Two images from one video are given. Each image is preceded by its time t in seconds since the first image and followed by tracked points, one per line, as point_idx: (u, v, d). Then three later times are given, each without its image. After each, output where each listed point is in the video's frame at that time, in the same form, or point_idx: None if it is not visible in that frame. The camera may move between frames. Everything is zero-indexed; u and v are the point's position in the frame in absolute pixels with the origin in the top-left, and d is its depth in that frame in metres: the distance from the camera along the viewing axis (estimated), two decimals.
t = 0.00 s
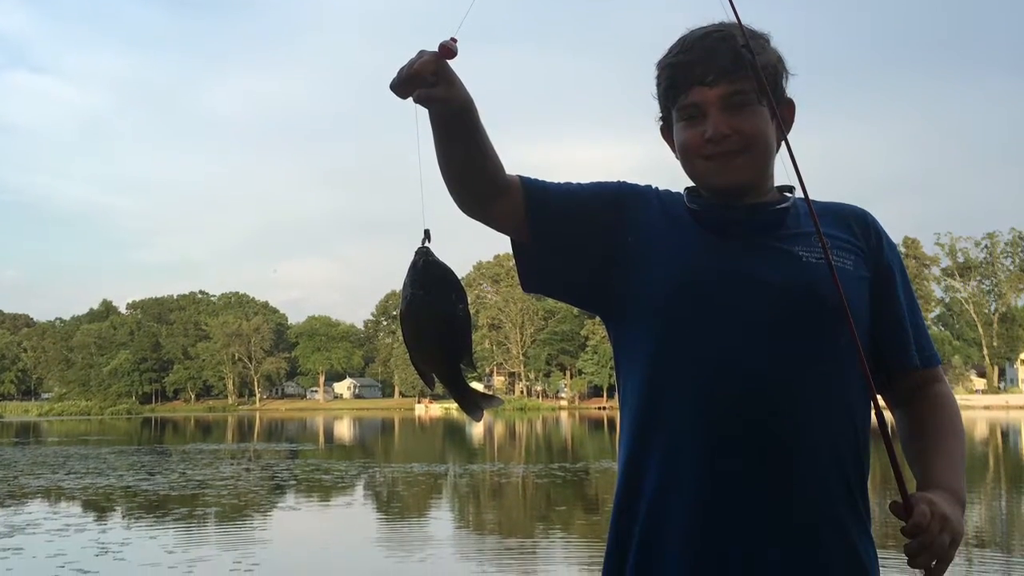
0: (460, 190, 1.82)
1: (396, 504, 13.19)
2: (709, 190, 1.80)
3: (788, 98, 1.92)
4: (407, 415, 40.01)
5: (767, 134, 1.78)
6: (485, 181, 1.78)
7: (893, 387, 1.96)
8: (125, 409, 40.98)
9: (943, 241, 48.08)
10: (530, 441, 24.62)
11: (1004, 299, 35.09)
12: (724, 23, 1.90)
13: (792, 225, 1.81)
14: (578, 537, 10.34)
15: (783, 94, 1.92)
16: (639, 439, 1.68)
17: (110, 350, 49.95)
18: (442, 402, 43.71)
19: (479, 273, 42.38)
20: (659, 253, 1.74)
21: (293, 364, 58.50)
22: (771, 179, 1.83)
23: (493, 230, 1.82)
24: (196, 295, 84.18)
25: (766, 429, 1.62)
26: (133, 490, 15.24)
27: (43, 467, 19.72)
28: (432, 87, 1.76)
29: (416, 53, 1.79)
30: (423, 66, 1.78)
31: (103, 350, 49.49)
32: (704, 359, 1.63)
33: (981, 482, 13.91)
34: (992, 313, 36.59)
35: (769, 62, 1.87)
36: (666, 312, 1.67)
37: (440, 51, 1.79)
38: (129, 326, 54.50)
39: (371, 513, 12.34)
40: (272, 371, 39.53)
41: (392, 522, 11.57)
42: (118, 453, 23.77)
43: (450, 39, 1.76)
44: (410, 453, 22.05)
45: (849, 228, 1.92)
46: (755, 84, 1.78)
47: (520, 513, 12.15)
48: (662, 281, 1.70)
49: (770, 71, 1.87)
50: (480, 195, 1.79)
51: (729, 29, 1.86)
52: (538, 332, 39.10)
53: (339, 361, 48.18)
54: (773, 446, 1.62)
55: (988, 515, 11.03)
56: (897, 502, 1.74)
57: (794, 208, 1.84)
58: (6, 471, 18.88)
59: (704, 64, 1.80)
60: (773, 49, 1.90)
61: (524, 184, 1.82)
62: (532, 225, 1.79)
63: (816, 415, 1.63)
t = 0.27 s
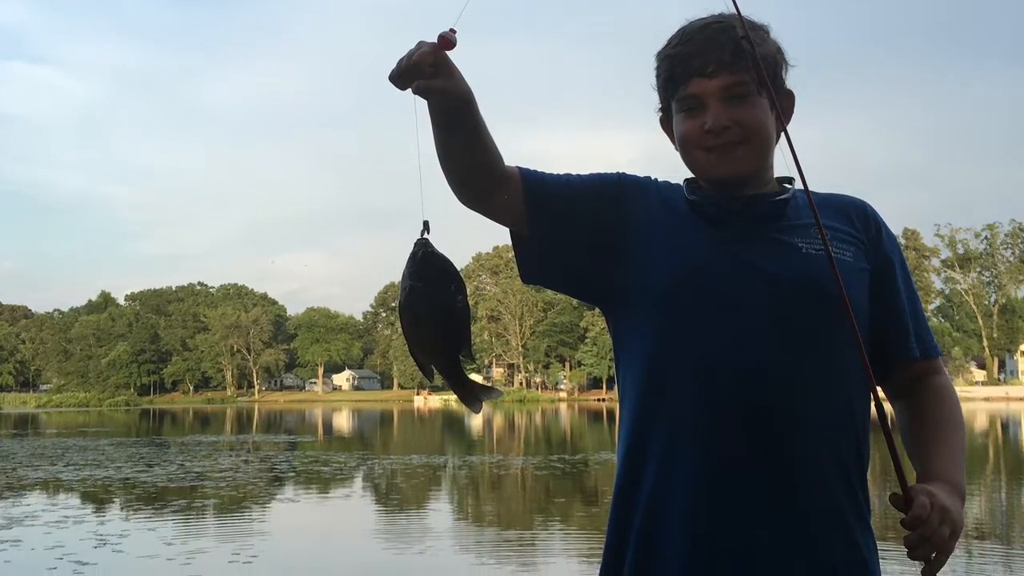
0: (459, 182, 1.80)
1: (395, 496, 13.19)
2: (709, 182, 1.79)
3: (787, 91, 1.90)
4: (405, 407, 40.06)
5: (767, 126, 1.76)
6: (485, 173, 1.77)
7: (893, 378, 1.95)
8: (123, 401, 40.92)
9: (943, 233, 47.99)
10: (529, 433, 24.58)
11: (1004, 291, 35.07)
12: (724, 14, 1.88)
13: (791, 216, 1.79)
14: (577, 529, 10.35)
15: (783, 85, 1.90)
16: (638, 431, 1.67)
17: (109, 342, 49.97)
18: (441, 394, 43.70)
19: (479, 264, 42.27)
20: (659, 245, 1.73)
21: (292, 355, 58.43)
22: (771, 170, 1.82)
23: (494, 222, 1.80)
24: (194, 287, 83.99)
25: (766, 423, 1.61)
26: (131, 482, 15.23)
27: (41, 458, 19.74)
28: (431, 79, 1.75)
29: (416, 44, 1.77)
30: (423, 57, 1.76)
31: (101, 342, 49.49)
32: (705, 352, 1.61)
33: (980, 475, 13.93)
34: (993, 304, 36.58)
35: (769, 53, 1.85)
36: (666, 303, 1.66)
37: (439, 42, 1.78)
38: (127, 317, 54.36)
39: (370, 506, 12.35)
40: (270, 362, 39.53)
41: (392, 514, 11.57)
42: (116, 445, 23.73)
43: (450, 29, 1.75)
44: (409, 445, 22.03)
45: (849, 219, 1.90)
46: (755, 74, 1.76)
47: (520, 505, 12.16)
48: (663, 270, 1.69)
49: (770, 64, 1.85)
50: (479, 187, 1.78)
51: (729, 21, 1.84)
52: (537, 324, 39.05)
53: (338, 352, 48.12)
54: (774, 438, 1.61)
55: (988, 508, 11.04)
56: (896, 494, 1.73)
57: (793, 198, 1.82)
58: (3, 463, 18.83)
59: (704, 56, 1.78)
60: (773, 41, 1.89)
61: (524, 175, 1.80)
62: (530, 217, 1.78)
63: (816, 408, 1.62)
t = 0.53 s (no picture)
0: (458, 172, 1.79)
1: (394, 487, 13.20)
2: (708, 173, 1.77)
3: (787, 82, 1.89)
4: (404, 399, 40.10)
5: (766, 117, 1.74)
6: (483, 164, 1.76)
7: (893, 369, 1.94)
8: (121, 393, 40.89)
9: (943, 225, 47.94)
10: (528, 424, 24.58)
11: (1004, 282, 35.08)
12: (724, 5, 1.86)
13: (791, 208, 1.78)
14: (577, 522, 10.36)
15: (784, 76, 1.88)
16: (638, 425, 1.66)
17: (107, 333, 50.00)
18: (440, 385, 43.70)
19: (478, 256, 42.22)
20: (658, 235, 1.72)
21: (290, 347, 58.41)
22: (770, 161, 1.80)
23: (493, 213, 1.79)
24: (192, 278, 83.91)
25: (767, 417, 1.59)
26: (129, 475, 15.23)
27: (40, 450, 19.78)
28: (431, 70, 1.74)
29: (415, 35, 1.76)
30: (422, 49, 1.75)
31: (100, 334, 49.53)
32: (704, 345, 1.60)
33: (980, 466, 13.95)
34: (992, 296, 36.59)
35: (768, 45, 1.84)
36: (666, 294, 1.64)
37: (438, 33, 1.76)
38: (126, 309, 54.28)
39: (369, 497, 12.37)
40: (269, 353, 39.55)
41: (391, 506, 11.59)
42: (114, 437, 23.72)
43: (449, 20, 1.73)
44: (409, 437, 22.02)
45: (849, 211, 1.89)
46: (754, 67, 1.75)
47: (520, 496, 12.18)
48: (662, 262, 1.67)
49: (769, 56, 1.83)
50: (477, 178, 1.77)
51: (728, 12, 1.83)
52: (536, 315, 39.03)
53: (337, 343, 48.12)
54: (774, 430, 1.60)
55: (988, 499, 11.07)
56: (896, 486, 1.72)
57: (793, 190, 1.80)
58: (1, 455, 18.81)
59: (702, 47, 1.77)
60: (773, 32, 1.87)
61: (523, 167, 1.79)
62: (529, 208, 1.77)
63: (815, 401, 1.61)
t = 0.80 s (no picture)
0: (457, 161, 1.77)
1: (393, 479, 13.22)
2: (707, 165, 1.76)
3: (786, 73, 1.87)
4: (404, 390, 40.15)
5: (765, 108, 1.73)
6: (481, 155, 1.74)
7: (894, 362, 1.92)
8: (120, 384, 40.90)
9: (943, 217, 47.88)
10: (527, 416, 24.59)
11: (1004, 274, 35.06)
12: None
13: (790, 199, 1.76)
14: (576, 513, 10.37)
15: (783, 68, 1.87)
16: (639, 414, 1.65)
17: (106, 325, 49.97)
18: (439, 377, 43.73)
19: (477, 247, 42.17)
20: (658, 227, 1.70)
21: (289, 338, 58.39)
22: (770, 152, 1.79)
23: (492, 204, 1.78)
24: (191, 269, 83.85)
25: (768, 409, 1.59)
26: (128, 466, 15.25)
27: (38, 442, 19.76)
28: (429, 61, 1.72)
29: (414, 26, 1.74)
30: (421, 40, 1.73)
31: (99, 325, 49.50)
32: (705, 335, 1.59)
33: (980, 458, 13.97)
34: (992, 287, 36.58)
35: (768, 35, 1.82)
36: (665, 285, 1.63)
37: (436, 25, 1.75)
38: (124, 300, 54.25)
39: (368, 489, 12.39)
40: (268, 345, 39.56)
41: (390, 498, 11.62)
42: (113, 428, 23.74)
43: (448, 11, 1.71)
44: (408, 429, 22.03)
45: (848, 202, 1.87)
46: (754, 58, 1.73)
47: (519, 488, 12.19)
48: (661, 253, 1.66)
49: (770, 49, 1.82)
50: (477, 169, 1.75)
51: (727, 3, 1.81)
52: (535, 307, 39.01)
53: (336, 335, 48.11)
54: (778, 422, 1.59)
55: (988, 491, 11.10)
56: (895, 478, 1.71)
57: (792, 180, 1.79)
58: None
59: (702, 38, 1.75)
60: (772, 23, 1.86)
61: (522, 160, 1.77)
62: (528, 199, 1.75)
63: (815, 394, 1.60)
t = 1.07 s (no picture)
0: (456, 152, 1.75)
1: (392, 471, 13.25)
2: (707, 156, 1.74)
3: (785, 64, 1.86)
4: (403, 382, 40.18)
5: (765, 99, 1.71)
6: (480, 145, 1.72)
7: (894, 353, 1.91)
8: (118, 376, 40.89)
9: (942, 208, 47.84)
10: (526, 408, 24.61)
11: (1004, 265, 35.05)
12: None
13: (790, 190, 1.75)
14: (575, 505, 10.39)
15: (783, 59, 1.86)
16: (638, 406, 1.64)
17: (104, 316, 49.95)
18: (438, 369, 43.75)
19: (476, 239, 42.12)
20: (656, 218, 1.69)
21: (288, 330, 58.36)
22: (770, 143, 1.77)
23: (490, 196, 1.76)
24: (189, 261, 83.76)
25: (768, 402, 1.58)
26: (126, 458, 15.26)
27: (37, 433, 19.77)
28: (428, 52, 1.70)
29: (413, 17, 1.71)
30: (419, 30, 1.71)
31: (97, 317, 49.48)
32: (704, 327, 1.58)
33: (980, 450, 14.01)
34: (992, 279, 36.58)
35: (767, 26, 1.81)
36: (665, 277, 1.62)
37: (436, 15, 1.72)
38: (123, 292, 54.18)
39: (368, 481, 12.41)
40: (267, 337, 39.50)
41: (390, 489, 11.64)
42: (111, 420, 23.73)
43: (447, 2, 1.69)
44: (407, 420, 22.03)
45: (848, 193, 1.86)
46: (754, 49, 1.72)
47: (519, 480, 12.22)
48: (661, 245, 1.65)
49: (769, 40, 1.80)
50: (474, 161, 1.74)
51: None
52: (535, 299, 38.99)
53: (335, 327, 48.09)
54: (777, 414, 1.58)
55: (988, 483, 11.13)
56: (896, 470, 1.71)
57: (792, 172, 1.77)
58: None
59: (702, 29, 1.74)
60: (772, 14, 1.84)
61: (521, 151, 1.75)
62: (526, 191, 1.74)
63: (814, 387, 1.59)
